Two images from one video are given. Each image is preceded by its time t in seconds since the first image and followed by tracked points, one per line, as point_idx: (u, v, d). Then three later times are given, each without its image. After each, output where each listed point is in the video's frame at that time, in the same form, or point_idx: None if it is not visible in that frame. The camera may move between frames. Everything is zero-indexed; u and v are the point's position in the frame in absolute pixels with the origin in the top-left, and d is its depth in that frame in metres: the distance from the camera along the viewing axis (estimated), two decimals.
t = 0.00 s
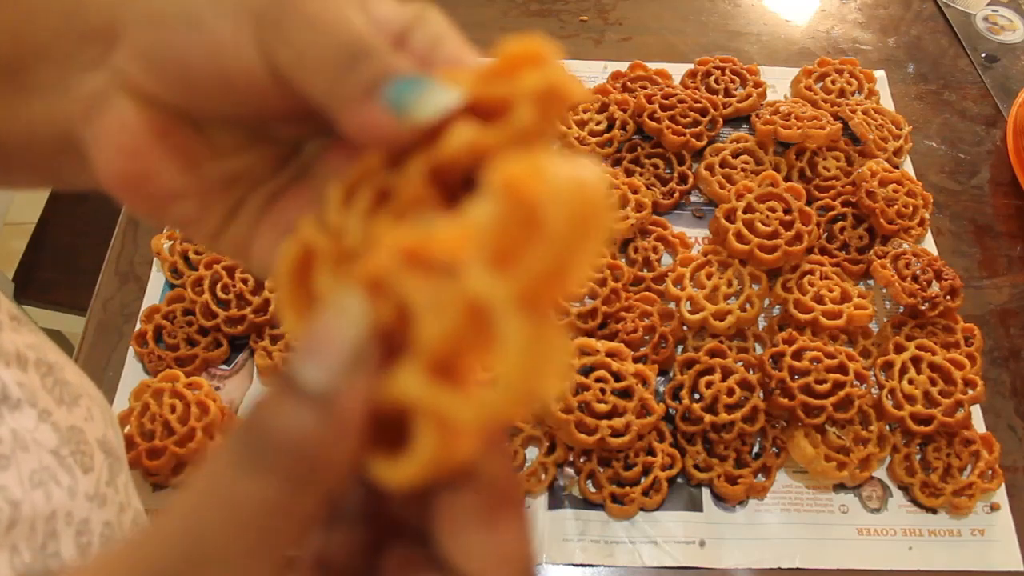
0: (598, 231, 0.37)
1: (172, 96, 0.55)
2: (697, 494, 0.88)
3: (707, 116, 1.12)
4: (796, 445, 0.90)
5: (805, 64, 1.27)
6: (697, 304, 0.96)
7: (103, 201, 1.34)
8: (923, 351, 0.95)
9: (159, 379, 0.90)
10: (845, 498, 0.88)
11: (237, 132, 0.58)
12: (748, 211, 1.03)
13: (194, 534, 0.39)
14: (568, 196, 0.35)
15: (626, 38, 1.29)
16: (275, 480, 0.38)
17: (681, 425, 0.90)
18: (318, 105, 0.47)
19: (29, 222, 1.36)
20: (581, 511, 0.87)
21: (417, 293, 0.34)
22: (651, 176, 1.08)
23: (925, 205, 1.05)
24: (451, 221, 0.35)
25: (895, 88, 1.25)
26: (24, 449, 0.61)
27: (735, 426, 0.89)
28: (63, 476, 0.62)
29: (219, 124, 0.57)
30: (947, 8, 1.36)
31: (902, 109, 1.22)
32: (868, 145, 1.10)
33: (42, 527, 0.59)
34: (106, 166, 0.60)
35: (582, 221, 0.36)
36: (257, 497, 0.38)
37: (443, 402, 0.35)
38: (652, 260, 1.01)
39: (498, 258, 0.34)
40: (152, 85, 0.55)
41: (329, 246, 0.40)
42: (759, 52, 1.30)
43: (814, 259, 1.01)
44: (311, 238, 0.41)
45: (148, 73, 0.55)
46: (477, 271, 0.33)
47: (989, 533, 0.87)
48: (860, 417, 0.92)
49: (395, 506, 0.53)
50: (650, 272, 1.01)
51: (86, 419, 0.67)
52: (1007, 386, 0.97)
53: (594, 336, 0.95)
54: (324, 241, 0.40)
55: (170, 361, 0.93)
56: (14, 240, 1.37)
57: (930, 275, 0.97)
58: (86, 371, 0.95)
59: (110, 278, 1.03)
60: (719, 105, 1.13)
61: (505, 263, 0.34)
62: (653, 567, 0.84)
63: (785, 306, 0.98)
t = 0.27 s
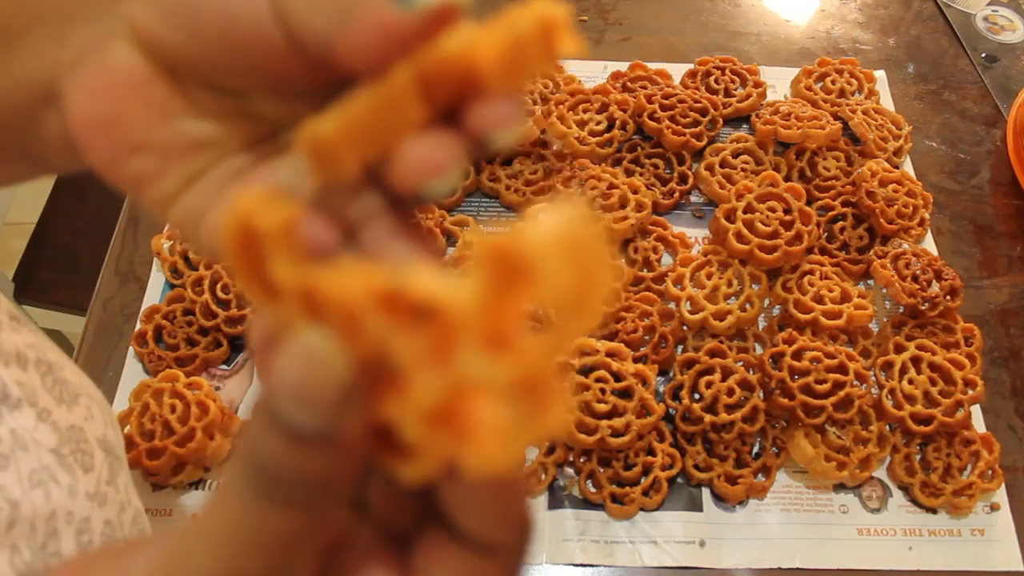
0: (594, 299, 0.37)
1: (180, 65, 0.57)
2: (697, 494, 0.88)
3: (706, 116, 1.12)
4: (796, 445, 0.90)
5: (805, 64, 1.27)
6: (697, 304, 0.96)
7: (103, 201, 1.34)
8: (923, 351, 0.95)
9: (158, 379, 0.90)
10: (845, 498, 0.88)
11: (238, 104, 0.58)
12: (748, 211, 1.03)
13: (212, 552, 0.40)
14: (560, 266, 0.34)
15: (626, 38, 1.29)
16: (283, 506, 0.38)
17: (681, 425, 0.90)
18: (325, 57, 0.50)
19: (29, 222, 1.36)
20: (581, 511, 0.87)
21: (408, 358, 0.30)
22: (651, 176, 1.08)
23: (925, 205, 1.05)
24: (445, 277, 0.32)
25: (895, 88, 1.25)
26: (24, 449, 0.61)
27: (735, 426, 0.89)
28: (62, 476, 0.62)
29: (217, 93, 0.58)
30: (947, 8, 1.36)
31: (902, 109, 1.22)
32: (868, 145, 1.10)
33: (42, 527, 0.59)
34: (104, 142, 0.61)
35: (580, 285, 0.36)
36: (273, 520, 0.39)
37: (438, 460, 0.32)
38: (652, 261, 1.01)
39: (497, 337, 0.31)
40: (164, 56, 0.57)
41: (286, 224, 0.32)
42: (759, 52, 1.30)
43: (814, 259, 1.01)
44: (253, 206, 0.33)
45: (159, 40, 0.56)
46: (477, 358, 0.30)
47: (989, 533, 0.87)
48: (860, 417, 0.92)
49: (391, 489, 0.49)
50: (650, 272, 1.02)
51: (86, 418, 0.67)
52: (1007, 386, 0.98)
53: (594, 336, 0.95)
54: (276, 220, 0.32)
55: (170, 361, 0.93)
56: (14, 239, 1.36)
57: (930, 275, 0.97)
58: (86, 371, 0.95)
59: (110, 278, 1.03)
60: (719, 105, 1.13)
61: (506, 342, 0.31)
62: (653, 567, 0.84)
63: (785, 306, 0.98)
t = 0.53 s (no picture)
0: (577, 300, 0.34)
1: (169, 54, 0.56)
2: (697, 494, 0.88)
3: (707, 116, 1.12)
4: (796, 446, 0.90)
5: (805, 64, 1.27)
6: (697, 304, 0.96)
7: (103, 201, 1.34)
8: (923, 351, 0.95)
9: (159, 379, 0.90)
10: (845, 498, 0.88)
11: (231, 88, 0.56)
12: (748, 211, 1.03)
13: (215, 547, 0.40)
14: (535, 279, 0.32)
15: (626, 38, 1.29)
16: (283, 494, 0.38)
17: (681, 425, 0.90)
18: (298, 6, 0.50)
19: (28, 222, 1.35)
20: (581, 511, 0.87)
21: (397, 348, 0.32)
22: (651, 176, 1.08)
23: (925, 205, 1.05)
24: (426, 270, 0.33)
25: (895, 88, 1.25)
26: (25, 450, 0.61)
27: (735, 426, 0.89)
28: (63, 477, 0.62)
29: (204, 78, 0.56)
30: (947, 8, 1.36)
31: (902, 109, 1.22)
32: (868, 145, 1.10)
33: (43, 528, 0.59)
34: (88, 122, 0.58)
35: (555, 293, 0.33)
36: (273, 509, 0.39)
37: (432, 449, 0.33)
38: (652, 261, 1.01)
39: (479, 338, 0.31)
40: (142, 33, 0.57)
41: (272, 209, 0.34)
42: (759, 52, 1.30)
43: (814, 259, 1.01)
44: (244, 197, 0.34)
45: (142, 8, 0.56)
46: (458, 354, 0.31)
47: (990, 533, 0.87)
48: (860, 417, 0.92)
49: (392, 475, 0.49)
50: (650, 272, 1.01)
51: (87, 418, 0.67)
52: (1007, 386, 0.97)
53: (594, 336, 0.95)
54: (263, 206, 0.33)
55: (170, 361, 0.93)
56: (14, 240, 1.35)
57: (930, 275, 0.97)
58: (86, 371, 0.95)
59: (110, 278, 1.03)
60: (719, 105, 1.13)
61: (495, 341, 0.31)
62: (653, 567, 0.84)
63: (785, 306, 0.98)
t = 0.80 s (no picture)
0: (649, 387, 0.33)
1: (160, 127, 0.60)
2: (697, 494, 0.88)
3: (706, 116, 1.12)
4: (796, 445, 0.90)
5: (805, 64, 1.27)
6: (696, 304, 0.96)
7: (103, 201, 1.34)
8: (923, 351, 0.95)
9: (159, 379, 0.90)
10: (845, 498, 0.88)
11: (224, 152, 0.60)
12: (748, 211, 1.03)
13: (237, 504, 0.39)
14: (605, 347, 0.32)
15: (626, 38, 1.29)
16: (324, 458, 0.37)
17: (681, 425, 0.90)
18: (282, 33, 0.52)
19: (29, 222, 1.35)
20: (582, 511, 0.87)
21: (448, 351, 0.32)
22: (651, 176, 1.08)
23: (925, 205, 1.05)
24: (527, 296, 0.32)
25: (895, 88, 1.25)
26: (27, 448, 0.61)
27: (735, 426, 0.89)
28: (63, 475, 0.62)
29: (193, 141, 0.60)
30: (947, 8, 1.36)
31: (902, 109, 1.22)
32: (868, 145, 1.10)
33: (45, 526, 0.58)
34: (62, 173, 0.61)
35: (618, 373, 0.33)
36: (304, 478, 0.38)
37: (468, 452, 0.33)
38: (652, 260, 1.01)
39: (546, 385, 0.31)
40: (106, 82, 0.58)
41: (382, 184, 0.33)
42: (759, 52, 1.30)
43: (814, 259, 1.01)
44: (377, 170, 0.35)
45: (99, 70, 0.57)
46: (480, 380, 0.32)
47: (989, 533, 0.87)
48: (860, 418, 0.92)
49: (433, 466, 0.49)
50: (650, 272, 1.02)
51: (89, 417, 0.67)
52: (1007, 386, 0.97)
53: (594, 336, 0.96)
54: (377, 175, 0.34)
55: (170, 361, 0.93)
56: (14, 240, 1.36)
57: (930, 275, 0.97)
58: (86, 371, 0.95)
59: (110, 278, 1.03)
60: (719, 105, 1.13)
61: (561, 393, 0.32)
62: (653, 567, 0.84)
63: (785, 306, 0.98)
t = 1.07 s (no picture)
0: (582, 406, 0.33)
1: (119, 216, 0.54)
2: (697, 494, 0.88)
3: (707, 116, 1.12)
4: (796, 445, 0.90)
5: (805, 64, 1.27)
6: (697, 304, 0.96)
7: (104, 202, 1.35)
8: (923, 351, 0.95)
9: (159, 379, 0.90)
10: (845, 498, 0.88)
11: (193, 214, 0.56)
12: (748, 211, 1.03)
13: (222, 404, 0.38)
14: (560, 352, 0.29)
15: (626, 38, 1.29)
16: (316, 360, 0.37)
17: (681, 425, 0.90)
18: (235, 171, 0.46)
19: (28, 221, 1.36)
20: (581, 511, 0.87)
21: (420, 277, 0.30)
22: (651, 176, 1.08)
23: (925, 205, 1.05)
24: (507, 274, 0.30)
25: (895, 88, 1.25)
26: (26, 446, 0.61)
27: (735, 426, 0.89)
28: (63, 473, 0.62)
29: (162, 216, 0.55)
30: (947, 8, 1.36)
31: (902, 109, 1.22)
32: (868, 145, 1.10)
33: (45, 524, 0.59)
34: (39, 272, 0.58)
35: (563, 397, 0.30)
36: (284, 370, 0.37)
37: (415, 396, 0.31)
38: (652, 260, 1.01)
39: (489, 364, 0.28)
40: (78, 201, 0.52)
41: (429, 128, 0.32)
42: (759, 52, 1.30)
43: (814, 259, 1.01)
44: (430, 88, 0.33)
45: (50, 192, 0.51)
46: (433, 343, 0.29)
47: (989, 533, 0.87)
48: (860, 418, 0.92)
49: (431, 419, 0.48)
50: (650, 271, 1.02)
51: (88, 415, 0.67)
52: (1007, 386, 0.98)
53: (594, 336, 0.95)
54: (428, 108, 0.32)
55: (170, 361, 0.93)
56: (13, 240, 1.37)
57: (930, 275, 0.97)
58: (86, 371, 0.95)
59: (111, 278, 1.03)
60: (719, 105, 1.13)
61: (503, 386, 0.29)
62: (653, 567, 0.84)
63: (785, 306, 0.98)
